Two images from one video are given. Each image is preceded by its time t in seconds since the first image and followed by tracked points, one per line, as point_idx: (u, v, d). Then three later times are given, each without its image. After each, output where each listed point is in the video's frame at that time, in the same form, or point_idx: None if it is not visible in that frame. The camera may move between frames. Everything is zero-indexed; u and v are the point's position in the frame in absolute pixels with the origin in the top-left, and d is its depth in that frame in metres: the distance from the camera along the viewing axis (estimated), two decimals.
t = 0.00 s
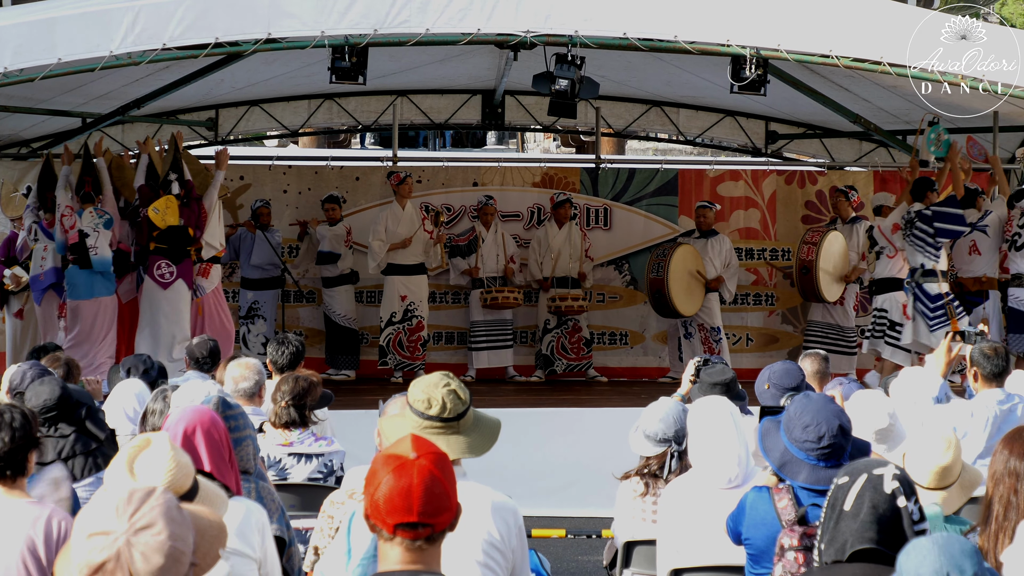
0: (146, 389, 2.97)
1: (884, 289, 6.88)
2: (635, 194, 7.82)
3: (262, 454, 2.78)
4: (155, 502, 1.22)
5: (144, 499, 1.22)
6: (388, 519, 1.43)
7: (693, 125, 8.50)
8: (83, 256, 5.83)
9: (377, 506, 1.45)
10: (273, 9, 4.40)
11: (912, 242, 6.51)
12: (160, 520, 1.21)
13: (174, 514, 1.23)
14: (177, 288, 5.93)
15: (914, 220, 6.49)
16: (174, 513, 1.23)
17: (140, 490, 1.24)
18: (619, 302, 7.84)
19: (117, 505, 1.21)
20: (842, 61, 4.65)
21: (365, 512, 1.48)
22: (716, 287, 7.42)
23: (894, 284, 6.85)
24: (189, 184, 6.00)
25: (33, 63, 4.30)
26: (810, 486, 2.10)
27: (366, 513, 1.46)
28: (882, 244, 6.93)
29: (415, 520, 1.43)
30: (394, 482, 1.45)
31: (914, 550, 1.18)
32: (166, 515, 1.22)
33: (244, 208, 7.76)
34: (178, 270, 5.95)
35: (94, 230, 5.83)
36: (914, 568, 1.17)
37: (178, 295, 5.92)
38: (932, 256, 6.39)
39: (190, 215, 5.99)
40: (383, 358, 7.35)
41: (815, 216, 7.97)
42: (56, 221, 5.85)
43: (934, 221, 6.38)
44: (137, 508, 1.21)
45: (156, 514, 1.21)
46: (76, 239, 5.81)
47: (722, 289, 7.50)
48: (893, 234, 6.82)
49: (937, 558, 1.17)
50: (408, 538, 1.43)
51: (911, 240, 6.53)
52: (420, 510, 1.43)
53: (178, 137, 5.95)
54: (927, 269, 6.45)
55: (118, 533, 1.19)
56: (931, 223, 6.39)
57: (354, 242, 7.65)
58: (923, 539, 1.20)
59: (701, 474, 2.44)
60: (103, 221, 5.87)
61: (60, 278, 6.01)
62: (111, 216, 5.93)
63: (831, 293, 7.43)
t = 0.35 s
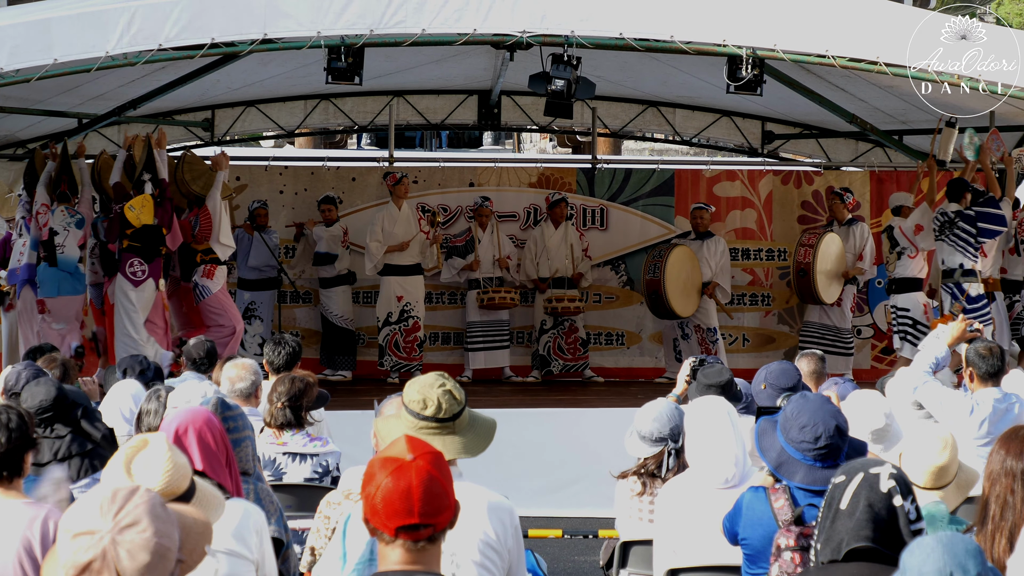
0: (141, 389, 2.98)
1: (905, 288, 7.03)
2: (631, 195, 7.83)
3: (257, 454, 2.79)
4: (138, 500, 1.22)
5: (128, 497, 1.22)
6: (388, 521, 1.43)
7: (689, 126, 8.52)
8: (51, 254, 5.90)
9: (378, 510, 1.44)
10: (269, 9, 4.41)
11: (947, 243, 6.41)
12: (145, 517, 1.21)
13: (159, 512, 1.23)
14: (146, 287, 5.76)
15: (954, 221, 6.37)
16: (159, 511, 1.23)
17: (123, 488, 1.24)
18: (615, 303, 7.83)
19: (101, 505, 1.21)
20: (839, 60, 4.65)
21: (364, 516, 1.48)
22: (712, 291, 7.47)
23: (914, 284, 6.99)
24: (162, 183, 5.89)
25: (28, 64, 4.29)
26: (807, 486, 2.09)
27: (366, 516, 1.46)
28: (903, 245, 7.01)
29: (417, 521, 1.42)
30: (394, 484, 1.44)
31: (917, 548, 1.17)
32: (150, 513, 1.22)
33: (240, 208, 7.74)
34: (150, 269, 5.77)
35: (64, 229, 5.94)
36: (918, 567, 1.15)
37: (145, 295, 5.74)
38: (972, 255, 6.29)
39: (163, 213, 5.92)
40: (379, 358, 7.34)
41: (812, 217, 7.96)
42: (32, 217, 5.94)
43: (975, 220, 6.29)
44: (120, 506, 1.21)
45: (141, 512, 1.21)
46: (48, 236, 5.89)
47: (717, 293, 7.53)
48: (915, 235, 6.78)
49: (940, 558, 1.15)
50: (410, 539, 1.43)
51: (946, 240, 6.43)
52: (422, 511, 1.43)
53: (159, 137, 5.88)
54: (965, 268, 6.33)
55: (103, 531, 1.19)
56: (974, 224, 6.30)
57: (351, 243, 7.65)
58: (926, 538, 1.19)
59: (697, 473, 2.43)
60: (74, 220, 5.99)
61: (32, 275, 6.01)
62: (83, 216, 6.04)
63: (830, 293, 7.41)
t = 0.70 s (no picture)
0: (139, 390, 2.98)
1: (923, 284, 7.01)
2: (629, 194, 7.83)
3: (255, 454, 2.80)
4: (133, 500, 1.22)
5: (123, 498, 1.22)
6: (389, 524, 1.43)
7: (687, 126, 8.51)
8: (42, 252, 5.87)
9: (379, 512, 1.44)
10: (266, 9, 4.41)
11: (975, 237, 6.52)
12: (140, 517, 1.21)
13: (153, 511, 1.23)
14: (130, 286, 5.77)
15: (982, 215, 6.49)
16: (153, 510, 1.23)
17: (116, 489, 1.24)
18: (612, 303, 7.83)
19: (95, 506, 1.21)
20: (837, 60, 4.64)
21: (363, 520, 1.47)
22: (712, 293, 7.51)
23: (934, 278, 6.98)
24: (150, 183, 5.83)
25: (26, 64, 4.30)
26: (805, 486, 2.07)
27: (366, 520, 1.46)
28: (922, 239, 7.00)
29: (420, 521, 1.42)
30: (394, 486, 1.44)
31: (918, 548, 1.17)
32: (146, 513, 1.22)
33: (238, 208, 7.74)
34: (134, 269, 5.77)
35: (55, 228, 5.90)
36: (919, 566, 1.15)
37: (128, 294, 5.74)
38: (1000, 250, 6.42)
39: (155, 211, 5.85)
40: (377, 359, 7.33)
41: (809, 217, 7.95)
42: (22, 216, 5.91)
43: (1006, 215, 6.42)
44: (115, 507, 1.21)
45: (136, 512, 1.21)
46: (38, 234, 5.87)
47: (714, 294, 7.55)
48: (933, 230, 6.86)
49: (943, 558, 1.15)
50: (414, 540, 1.43)
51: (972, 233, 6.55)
52: (424, 511, 1.43)
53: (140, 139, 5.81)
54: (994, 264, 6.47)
55: (99, 533, 1.19)
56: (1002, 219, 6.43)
57: (349, 244, 7.66)
58: (929, 538, 1.19)
59: (695, 473, 2.42)
60: (65, 219, 5.95)
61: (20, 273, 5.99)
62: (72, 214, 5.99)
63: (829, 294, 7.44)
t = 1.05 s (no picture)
0: (137, 390, 2.98)
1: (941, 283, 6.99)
2: (627, 195, 7.84)
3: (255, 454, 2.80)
4: (127, 497, 1.23)
5: (117, 495, 1.22)
6: (390, 522, 1.42)
7: (685, 126, 8.52)
8: (31, 252, 5.82)
9: (380, 511, 1.43)
10: (265, 9, 4.42)
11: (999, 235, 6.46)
12: (136, 513, 1.21)
13: (148, 508, 1.23)
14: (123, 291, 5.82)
15: (1007, 214, 6.40)
16: (148, 507, 1.23)
17: (111, 487, 1.24)
18: (610, 303, 7.83)
19: (89, 503, 1.21)
20: (835, 60, 4.64)
21: (359, 521, 1.46)
22: (710, 286, 7.47)
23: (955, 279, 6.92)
24: (134, 183, 5.83)
25: (23, 65, 4.30)
26: (803, 487, 2.03)
27: (364, 520, 1.44)
28: (944, 238, 6.95)
29: (422, 518, 1.43)
30: (395, 483, 1.43)
31: (914, 549, 1.17)
32: (141, 509, 1.22)
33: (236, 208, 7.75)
34: (110, 270, 5.75)
35: (43, 228, 5.80)
36: (916, 566, 1.15)
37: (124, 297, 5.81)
38: None
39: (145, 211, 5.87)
40: (374, 360, 7.32)
41: (807, 217, 7.96)
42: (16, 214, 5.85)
43: None
44: (111, 503, 1.21)
45: (132, 509, 1.21)
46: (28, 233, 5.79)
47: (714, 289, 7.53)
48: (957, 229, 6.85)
49: (937, 556, 1.15)
50: (415, 538, 1.43)
51: (997, 231, 6.51)
52: (425, 507, 1.43)
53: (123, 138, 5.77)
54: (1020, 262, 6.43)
55: (95, 529, 1.19)
56: None
57: (346, 243, 7.67)
58: (924, 538, 1.19)
59: (694, 473, 2.41)
60: (54, 219, 5.83)
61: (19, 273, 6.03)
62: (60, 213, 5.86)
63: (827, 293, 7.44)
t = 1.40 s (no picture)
0: (135, 390, 2.99)
1: (950, 290, 7.01)
2: (625, 195, 7.83)
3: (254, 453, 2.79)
4: (116, 495, 1.23)
5: (106, 494, 1.22)
6: (385, 521, 1.42)
7: (683, 126, 8.51)
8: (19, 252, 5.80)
9: (373, 509, 1.42)
10: (263, 9, 4.42)
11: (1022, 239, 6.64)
12: (126, 511, 1.21)
13: (137, 505, 1.23)
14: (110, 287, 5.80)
15: None
16: (137, 504, 1.23)
17: (98, 486, 1.24)
18: (608, 303, 7.83)
19: (78, 503, 1.20)
20: (833, 60, 4.64)
21: (352, 522, 1.45)
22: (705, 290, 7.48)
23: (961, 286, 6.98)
24: (117, 183, 5.82)
25: (21, 64, 4.29)
26: (802, 487, 2.03)
27: (358, 521, 1.44)
28: (953, 245, 7.05)
29: (416, 514, 1.43)
30: (387, 480, 1.44)
31: (904, 552, 1.17)
32: (130, 507, 1.22)
33: (234, 208, 7.75)
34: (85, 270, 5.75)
35: (30, 228, 5.74)
36: (908, 568, 1.15)
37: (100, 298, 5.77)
38: None
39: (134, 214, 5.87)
40: (374, 360, 7.31)
41: (805, 217, 7.97)
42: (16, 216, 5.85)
43: None
44: (100, 502, 1.21)
45: (121, 507, 1.21)
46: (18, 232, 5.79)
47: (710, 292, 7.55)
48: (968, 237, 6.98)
49: (930, 557, 1.16)
50: (410, 535, 1.43)
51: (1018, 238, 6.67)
52: (419, 502, 1.44)
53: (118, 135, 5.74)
54: None
55: (86, 529, 1.19)
56: None
57: (344, 243, 7.66)
58: (913, 540, 1.19)
59: (694, 472, 2.41)
60: (40, 218, 5.77)
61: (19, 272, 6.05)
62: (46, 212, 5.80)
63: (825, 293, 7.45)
